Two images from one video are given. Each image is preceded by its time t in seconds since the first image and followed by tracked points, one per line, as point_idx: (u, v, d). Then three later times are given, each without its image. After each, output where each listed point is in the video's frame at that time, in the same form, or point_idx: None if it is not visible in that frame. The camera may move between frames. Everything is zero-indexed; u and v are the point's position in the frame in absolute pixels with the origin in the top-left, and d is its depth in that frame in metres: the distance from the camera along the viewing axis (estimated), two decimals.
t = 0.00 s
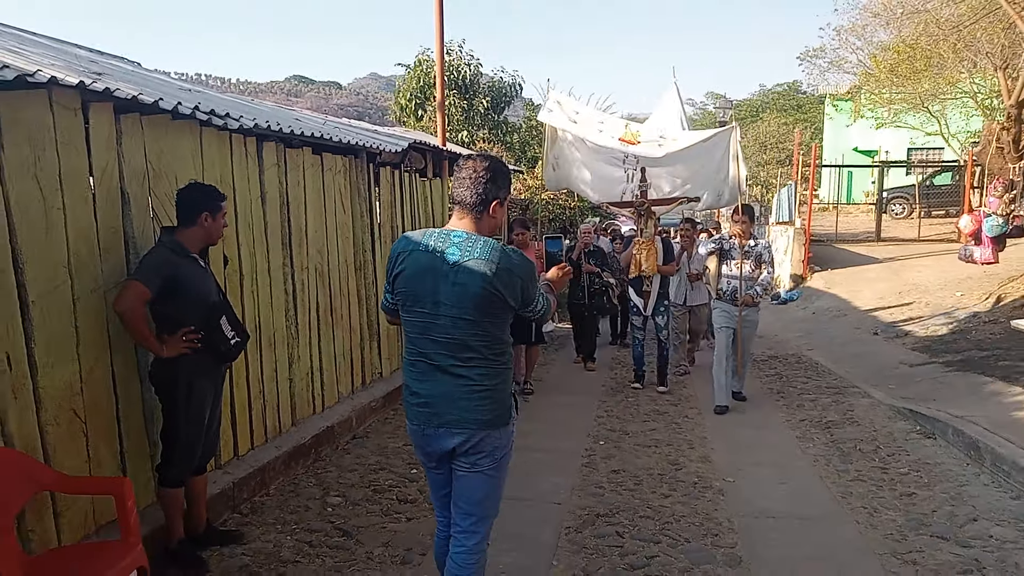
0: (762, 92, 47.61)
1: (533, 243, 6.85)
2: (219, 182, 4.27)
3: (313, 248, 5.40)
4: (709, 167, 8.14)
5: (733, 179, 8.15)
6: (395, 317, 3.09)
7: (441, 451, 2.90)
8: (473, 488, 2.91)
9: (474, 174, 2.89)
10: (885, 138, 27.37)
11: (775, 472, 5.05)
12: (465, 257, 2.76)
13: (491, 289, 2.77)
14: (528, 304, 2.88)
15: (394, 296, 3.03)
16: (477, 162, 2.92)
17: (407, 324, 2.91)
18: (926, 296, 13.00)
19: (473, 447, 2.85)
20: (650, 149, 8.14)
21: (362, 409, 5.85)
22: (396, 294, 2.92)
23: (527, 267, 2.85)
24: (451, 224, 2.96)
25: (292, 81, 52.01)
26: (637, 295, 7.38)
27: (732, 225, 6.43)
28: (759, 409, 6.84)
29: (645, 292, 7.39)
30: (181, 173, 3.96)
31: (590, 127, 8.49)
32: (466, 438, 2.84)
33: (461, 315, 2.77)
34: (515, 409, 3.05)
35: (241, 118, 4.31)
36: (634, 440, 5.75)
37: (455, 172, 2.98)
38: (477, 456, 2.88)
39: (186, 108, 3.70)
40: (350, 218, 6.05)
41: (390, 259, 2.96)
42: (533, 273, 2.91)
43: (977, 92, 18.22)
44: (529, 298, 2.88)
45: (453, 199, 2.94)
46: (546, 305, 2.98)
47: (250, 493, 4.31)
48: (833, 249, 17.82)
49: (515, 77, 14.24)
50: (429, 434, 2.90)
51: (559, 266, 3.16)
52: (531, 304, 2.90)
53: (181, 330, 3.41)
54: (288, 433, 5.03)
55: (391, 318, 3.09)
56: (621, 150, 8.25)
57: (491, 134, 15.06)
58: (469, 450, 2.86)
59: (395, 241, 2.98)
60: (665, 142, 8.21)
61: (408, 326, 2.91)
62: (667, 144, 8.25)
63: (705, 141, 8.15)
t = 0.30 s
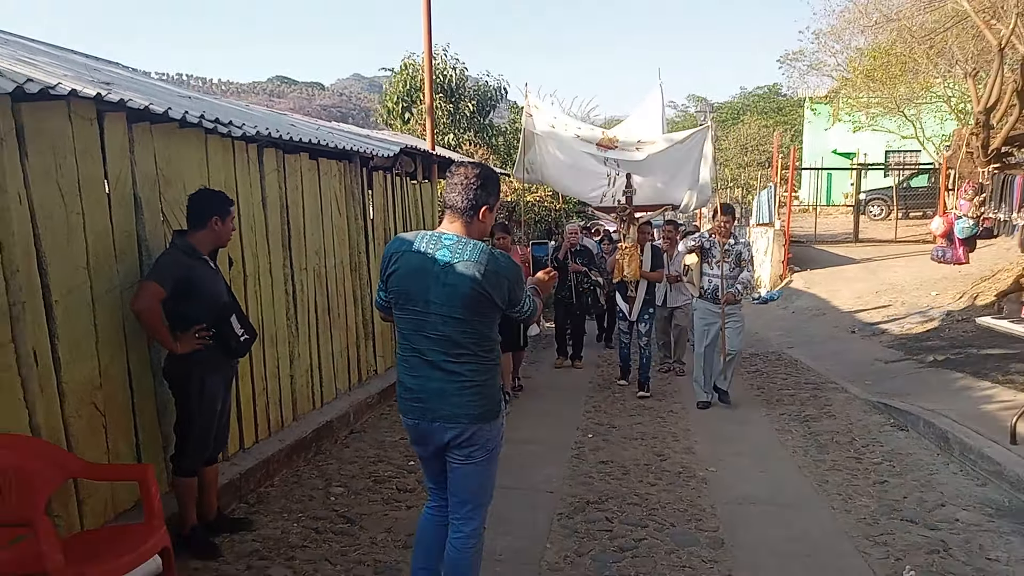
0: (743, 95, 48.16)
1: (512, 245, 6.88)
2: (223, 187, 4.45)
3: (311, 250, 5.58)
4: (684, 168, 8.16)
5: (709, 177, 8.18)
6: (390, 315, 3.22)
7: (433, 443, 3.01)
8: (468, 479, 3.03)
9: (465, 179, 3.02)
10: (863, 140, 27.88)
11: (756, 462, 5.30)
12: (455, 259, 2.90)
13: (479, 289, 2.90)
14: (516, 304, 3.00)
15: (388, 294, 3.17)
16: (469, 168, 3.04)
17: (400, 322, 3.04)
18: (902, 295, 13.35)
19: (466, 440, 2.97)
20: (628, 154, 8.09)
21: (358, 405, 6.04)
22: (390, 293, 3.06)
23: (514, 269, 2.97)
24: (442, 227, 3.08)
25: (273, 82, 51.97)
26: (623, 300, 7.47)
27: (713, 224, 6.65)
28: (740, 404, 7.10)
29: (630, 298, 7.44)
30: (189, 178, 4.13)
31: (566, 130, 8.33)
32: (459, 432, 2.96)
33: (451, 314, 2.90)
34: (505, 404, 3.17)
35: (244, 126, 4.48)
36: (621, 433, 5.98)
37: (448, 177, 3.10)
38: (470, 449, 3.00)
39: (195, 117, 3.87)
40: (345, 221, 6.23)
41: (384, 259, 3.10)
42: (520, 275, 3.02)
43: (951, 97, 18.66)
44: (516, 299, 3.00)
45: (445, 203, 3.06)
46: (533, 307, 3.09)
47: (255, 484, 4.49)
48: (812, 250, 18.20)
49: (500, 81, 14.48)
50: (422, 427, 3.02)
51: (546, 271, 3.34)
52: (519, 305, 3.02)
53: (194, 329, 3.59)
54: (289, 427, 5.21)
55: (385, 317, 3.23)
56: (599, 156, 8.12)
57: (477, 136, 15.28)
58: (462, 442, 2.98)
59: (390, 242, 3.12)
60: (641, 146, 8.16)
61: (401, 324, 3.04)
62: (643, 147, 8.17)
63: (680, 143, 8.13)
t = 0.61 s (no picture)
0: (739, 95, 48.40)
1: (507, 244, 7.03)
2: (236, 190, 4.64)
3: (317, 250, 5.77)
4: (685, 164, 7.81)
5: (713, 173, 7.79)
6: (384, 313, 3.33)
7: (427, 436, 3.12)
8: (464, 469, 3.14)
9: (452, 186, 3.10)
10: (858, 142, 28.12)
11: (747, 456, 5.50)
12: (443, 261, 2.99)
13: (466, 290, 2.99)
14: (503, 304, 3.09)
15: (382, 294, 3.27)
16: (458, 174, 3.12)
17: (393, 321, 3.15)
18: (894, 295, 13.55)
19: (458, 433, 3.08)
20: (625, 149, 7.79)
21: (362, 400, 6.23)
22: (383, 293, 3.16)
23: (500, 271, 3.05)
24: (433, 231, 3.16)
25: (271, 82, 52.13)
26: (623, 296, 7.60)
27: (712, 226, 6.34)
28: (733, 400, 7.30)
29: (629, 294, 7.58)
30: (205, 182, 4.32)
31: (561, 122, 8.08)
32: (451, 425, 3.07)
33: (439, 313, 3.00)
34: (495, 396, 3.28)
35: (257, 131, 4.67)
36: (616, 427, 6.17)
37: (438, 183, 3.20)
38: (463, 441, 3.11)
39: (211, 125, 4.06)
40: (350, 222, 6.42)
41: (378, 261, 3.20)
42: (507, 275, 3.09)
43: (944, 99, 18.88)
44: (503, 298, 3.08)
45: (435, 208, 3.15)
46: (521, 305, 3.17)
47: (266, 475, 4.68)
48: (806, 250, 18.43)
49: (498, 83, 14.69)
50: (415, 419, 3.13)
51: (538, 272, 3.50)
52: (506, 304, 3.11)
53: (211, 326, 3.78)
54: (297, 421, 5.40)
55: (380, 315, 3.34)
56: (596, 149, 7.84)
57: (476, 138, 15.48)
58: (456, 435, 3.09)
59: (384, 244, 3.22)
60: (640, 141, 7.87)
61: (394, 323, 3.15)
62: (642, 142, 7.88)
63: (681, 140, 7.79)
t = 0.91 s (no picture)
0: (734, 93, 48.62)
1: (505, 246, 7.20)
2: (248, 189, 4.79)
3: (323, 248, 5.92)
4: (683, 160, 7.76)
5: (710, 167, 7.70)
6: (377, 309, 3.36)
7: (411, 429, 3.14)
8: (454, 463, 3.17)
9: (440, 184, 3.12)
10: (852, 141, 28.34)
11: (740, 448, 5.67)
12: (430, 255, 3.01)
13: (451, 284, 3.00)
14: (489, 299, 3.09)
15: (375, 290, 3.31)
16: (445, 172, 3.14)
17: (384, 315, 3.18)
18: (886, 293, 13.76)
19: (442, 426, 3.10)
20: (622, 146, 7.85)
21: (366, 394, 6.39)
22: (374, 288, 3.20)
23: (486, 265, 3.06)
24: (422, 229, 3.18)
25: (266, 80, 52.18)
26: (619, 297, 7.58)
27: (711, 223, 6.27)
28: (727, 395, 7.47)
29: (626, 295, 7.58)
30: (219, 181, 4.47)
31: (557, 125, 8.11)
32: (434, 418, 3.08)
33: (426, 306, 3.03)
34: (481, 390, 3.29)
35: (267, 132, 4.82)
36: (614, 421, 6.34)
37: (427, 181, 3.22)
38: (449, 435, 3.13)
39: (225, 126, 4.21)
40: (354, 220, 6.57)
41: (371, 257, 3.24)
42: (492, 270, 3.10)
43: (936, 100, 19.07)
44: (489, 293, 3.09)
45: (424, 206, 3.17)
46: (507, 300, 3.16)
47: (275, 466, 4.82)
48: (800, 248, 18.63)
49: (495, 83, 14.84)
50: (400, 410, 3.14)
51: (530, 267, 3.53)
52: (492, 299, 3.11)
53: (226, 319, 3.93)
54: (304, 414, 5.55)
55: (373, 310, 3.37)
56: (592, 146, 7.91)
57: (474, 136, 15.64)
58: (440, 431, 3.10)
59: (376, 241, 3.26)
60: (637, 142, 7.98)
61: (384, 317, 3.18)
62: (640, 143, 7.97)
63: (680, 139, 7.79)
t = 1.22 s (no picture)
0: (725, 94, 48.89)
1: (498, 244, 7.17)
2: (252, 191, 4.94)
3: (323, 247, 6.06)
4: (671, 165, 7.86)
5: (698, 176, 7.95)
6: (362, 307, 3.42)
7: (399, 421, 3.20)
8: (450, 448, 3.26)
9: (422, 183, 3.21)
10: (841, 142, 28.63)
11: (729, 442, 5.85)
12: (412, 253, 3.09)
13: (433, 280, 3.08)
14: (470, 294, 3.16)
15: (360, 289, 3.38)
16: (426, 172, 3.22)
17: (369, 312, 3.25)
18: (873, 292, 13.99)
19: (429, 418, 3.17)
20: (610, 147, 7.98)
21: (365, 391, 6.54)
22: (359, 286, 3.27)
23: (466, 262, 3.14)
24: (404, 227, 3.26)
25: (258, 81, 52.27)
26: (608, 297, 7.14)
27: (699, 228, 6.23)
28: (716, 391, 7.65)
29: (615, 295, 7.16)
30: (225, 182, 4.62)
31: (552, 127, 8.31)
32: (420, 410, 3.15)
33: (409, 303, 3.09)
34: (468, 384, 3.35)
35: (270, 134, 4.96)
36: (606, 416, 6.52)
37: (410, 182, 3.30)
38: (438, 425, 3.20)
39: (230, 129, 4.35)
40: (352, 221, 6.72)
41: (356, 256, 3.31)
42: (473, 267, 3.18)
43: (922, 101, 19.32)
44: (470, 289, 3.16)
45: (407, 206, 3.25)
46: (488, 297, 3.27)
47: (278, 460, 4.97)
48: (789, 248, 18.87)
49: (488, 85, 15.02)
50: (388, 403, 3.20)
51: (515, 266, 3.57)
52: (473, 295, 3.18)
53: (233, 317, 4.08)
54: (305, 410, 5.70)
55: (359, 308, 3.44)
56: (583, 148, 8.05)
57: (467, 138, 15.81)
58: (429, 422, 3.18)
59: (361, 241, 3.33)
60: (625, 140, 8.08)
61: (370, 314, 3.25)
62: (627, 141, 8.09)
63: (667, 138, 7.85)
